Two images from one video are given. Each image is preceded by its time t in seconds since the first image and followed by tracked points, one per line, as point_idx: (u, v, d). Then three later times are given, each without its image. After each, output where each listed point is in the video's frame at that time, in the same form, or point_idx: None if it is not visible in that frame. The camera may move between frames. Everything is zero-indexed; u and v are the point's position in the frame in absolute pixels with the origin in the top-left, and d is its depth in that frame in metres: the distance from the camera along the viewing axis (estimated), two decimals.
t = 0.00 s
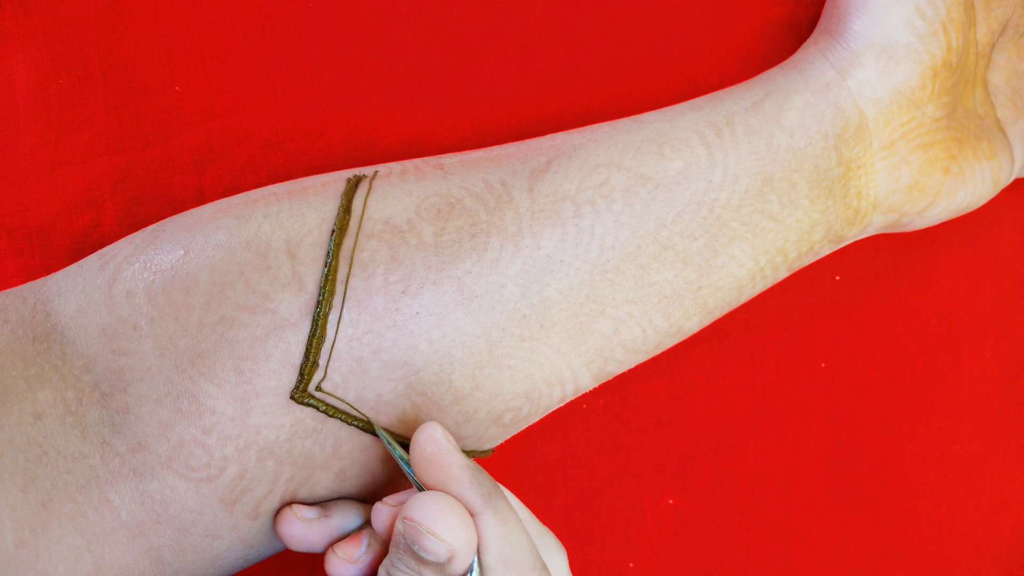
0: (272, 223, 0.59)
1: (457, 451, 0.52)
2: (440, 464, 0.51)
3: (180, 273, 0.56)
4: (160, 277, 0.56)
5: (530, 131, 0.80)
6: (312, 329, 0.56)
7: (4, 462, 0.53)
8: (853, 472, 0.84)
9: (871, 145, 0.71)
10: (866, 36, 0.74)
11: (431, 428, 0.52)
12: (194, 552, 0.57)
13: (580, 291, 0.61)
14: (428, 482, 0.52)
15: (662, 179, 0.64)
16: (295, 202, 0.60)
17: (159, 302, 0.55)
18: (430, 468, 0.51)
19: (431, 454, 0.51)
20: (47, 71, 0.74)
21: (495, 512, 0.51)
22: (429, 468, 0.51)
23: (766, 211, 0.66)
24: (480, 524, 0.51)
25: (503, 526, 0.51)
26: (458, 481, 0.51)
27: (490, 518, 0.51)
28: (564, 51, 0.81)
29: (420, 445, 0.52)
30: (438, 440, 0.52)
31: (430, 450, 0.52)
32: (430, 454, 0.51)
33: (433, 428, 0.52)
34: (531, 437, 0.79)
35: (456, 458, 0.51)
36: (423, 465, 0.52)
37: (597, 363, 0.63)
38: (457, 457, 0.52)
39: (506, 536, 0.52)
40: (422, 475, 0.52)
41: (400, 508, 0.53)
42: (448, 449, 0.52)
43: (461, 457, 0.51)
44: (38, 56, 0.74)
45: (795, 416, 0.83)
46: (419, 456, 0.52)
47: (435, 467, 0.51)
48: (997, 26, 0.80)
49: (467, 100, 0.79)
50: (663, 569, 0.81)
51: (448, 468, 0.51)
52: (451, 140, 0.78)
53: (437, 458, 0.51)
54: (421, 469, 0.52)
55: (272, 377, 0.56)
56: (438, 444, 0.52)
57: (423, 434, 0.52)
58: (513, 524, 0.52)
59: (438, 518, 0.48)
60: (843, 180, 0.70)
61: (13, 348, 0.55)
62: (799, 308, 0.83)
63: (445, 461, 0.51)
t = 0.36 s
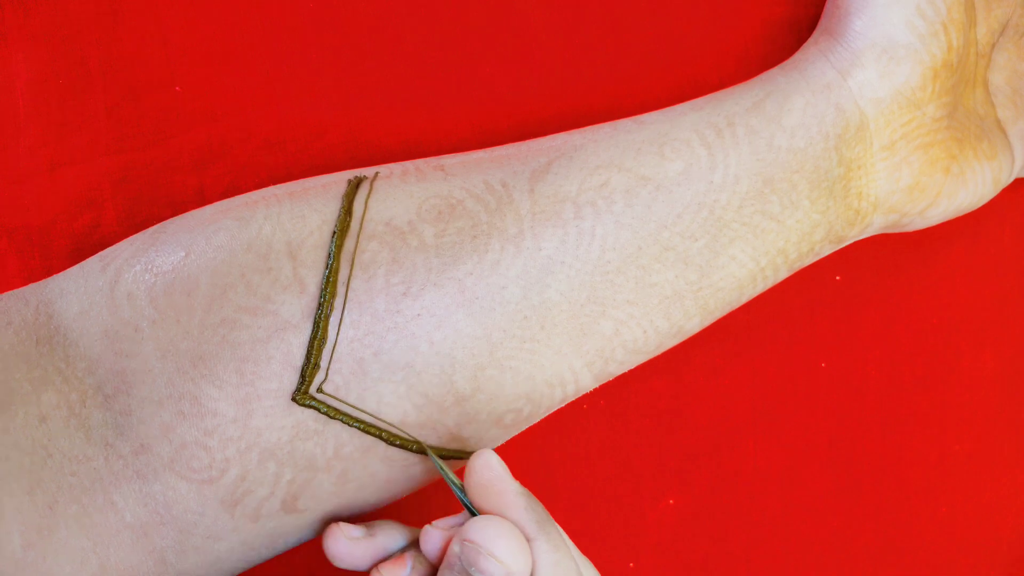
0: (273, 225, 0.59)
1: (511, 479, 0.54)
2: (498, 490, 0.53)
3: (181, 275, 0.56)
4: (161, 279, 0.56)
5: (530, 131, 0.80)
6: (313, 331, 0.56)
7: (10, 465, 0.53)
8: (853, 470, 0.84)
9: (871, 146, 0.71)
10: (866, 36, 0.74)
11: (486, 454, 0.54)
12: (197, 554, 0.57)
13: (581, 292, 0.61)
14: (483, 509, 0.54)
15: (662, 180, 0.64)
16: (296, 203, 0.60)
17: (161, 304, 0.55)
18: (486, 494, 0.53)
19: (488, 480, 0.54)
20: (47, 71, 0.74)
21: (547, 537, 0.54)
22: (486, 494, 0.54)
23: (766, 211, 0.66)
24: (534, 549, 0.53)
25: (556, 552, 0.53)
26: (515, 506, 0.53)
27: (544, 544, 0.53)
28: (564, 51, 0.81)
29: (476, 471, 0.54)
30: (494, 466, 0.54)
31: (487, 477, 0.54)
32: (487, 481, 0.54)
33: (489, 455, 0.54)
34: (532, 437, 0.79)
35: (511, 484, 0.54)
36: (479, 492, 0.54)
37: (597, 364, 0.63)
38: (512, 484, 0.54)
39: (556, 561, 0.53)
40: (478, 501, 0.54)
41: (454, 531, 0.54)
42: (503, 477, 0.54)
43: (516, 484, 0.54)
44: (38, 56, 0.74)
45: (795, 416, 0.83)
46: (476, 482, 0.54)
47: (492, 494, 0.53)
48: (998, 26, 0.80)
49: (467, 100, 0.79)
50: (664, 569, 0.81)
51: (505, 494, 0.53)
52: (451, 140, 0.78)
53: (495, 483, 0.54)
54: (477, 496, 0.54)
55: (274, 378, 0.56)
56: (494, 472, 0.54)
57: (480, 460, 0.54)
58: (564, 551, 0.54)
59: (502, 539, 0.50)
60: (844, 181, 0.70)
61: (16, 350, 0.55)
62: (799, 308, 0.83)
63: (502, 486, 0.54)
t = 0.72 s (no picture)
0: (273, 224, 0.59)
1: (559, 490, 0.59)
2: (546, 497, 0.58)
3: (181, 274, 0.56)
4: (161, 278, 0.56)
5: (529, 131, 0.80)
6: (313, 330, 0.56)
7: (10, 464, 0.53)
8: (853, 471, 0.84)
9: (872, 146, 0.71)
10: (866, 36, 0.74)
11: (536, 466, 0.60)
12: (196, 553, 0.57)
13: (581, 291, 0.61)
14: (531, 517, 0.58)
15: (663, 180, 0.64)
16: (296, 203, 0.60)
17: (160, 303, 0.55)
18: (535, 501, 0.58)
19: (538, 487, 0.58)
20: (47, 71, 0.74)
21: (593, 546, 0.57)
22: (535, 501, 0.58)
23: (767, 211, 0.66)
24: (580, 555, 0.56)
25: (601, 559, 0.57)
26: (563, 513, 0.57)
27: (590, 551, 0.56)
28: (564, 51, 0.81)
29: (527, 479, 0.59)
30: (544, 476, 0.59)
31: (538, 485, 0.59)
32: (537, 488, 0.58)
33: (539, 467, 0.60)
34: (532, 437, 0.79)
35: (559, 494, 0.58)
36: (529, 498, 0.58)
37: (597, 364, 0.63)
38: (559, 494, 0.59)
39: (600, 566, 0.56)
40: (527, 509, 0.58)
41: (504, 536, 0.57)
42: (552, 487, 0.59)
43: (563, 495, 0.59)
44: (38, 56, 0.74)
45: (795, 416, 0.83)
46: (526, 490, 0.59)
47: (541, 500, 0.58)
48: (998, 26, 0.80)
49: (467, 100, 0.79)
50: (663, 569, 0.81)
51: (553, 500, 0.58)
52: (451, 140, 0.78)
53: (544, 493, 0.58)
54: (526, 503, 0.58)
55: (273, 378, 0.56)
56: (544, 481, 0.59)
57: (531, 471, 0.59)
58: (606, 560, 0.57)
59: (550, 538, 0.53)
60: (844, 181, 0.70)
61: (16, 349, 0.55)
62: (799, 309, 0.83)
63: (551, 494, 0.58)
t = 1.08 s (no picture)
0: (273, 224, 0.59)
1: (588, 487, 0.65)
2: (578, 493, 0.63)
3: (181, 274, 0.56)
4: (161, 278, 0.56)
5: (529, 131, 0.79)
6: (313, 330, 0.56)
7: (9, 464, 0.53)
8: (853, 471, 0.84)
9: (872, 146, 0.71)
10: (866, 36, 0.74)
11: (568, 465, 0.65)
12: (196, 554, 0.57)
13: (581, 291, 0.61)
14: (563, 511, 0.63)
15: (663, 180, 0.64)
16: (296, 203, 0.60)
17: (160, 303, 0.55)
18: (568, 496, 0.63)
19: (571, 483, 0.64)
20: (47, 71, 0.74)
21: (621, 538, 0.63)
22: (568, 496, 0.63)
23: (767, 211, 0.66)
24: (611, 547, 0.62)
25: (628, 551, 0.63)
26: (594, 508, 0.63)
27: (619, 543, 0.63)
28: (564, 51, 0.81)
29: (560, 476, 0.64)
30: (574, 473, 0.64)
31: (569, 481, 0.64)
32: (569, 485, 0.64)
33: (570, 465, 0.65)
34: (534, 437, 0.79)
35: (589, 490, 0.64)
36: (562, 494, 0.63)
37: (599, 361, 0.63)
38: (589, 490, 0.64)
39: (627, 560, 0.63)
40: (559, 504, 0.63)
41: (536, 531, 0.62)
42: (582, 484, 0.64)
43: (592, 491, 0.64)
44: (38, 56, 0.74)
45: (795, 416, 0.83)
46: (558, 486, 0.64)
47: (574, 496, 0.63)
48: (998, 26, 0.80)
49: (467, 100, 0.79)
50: (663, 569, 0.81)
51: (584, 496, 0.63)
52: (450, 140, 0.78)
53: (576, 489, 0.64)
54: (559, 498, 0.63)
55: (273, 378, 0.56)
56: (574, 478, 0.64)
57: (562, 468, 0.65)
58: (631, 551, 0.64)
59: (584, 529, 0.58)
60: (844, 180, 0.70)
61: (16, 349, 0.55)
62: (799, 309, 0.83)
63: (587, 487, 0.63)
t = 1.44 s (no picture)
0: (273, 226, 0.59)
1: (621, 517, 0.66)
2: (612, 523, 0.64)
3: (181, 276, 0.56)
4: (161, 280, 0.56)
5: (529, 131, 0.79)
6: (313, 333, 0.56)
7: (10, 465, 0.53)
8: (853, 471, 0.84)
9: (872, 147, 0.71)
10: (867, 37, 0.74)
11: (601, 490, 0.66)
12: (197, 555, 0.57)
13: (580, 293, 0.61)
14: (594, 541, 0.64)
15: (663, 180, 0.64)
16: (296, 204, 0.60)
17: (161, 305, 0.55)
18: (600, 525, 0.64)
19: (605, 513, 0.64)
20: (46, 72, 0.74)
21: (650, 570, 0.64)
22: (600, 526, 0.64)
23: (767, 212, 0.66)
24: None
25: None
26: (626, 539, 0.64)
27: None
28: (564, 51, 0.81)
29: (592, 501, 0.65)
30: (607, 500, 0.66)
31: (603, 511, 0.65)
32: (603, 514, 0.64)
33: (603, 489, 0.66)
34: (535, 437, 0.79)
35: (622, 521, 0.65)
36: (594, 523, 0.64)
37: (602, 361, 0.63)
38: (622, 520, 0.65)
39: None
40: (590, 532, 0.64)
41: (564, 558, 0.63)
42: (615, 512, 0.65)
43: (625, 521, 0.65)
44: (37, 56, 0.74)
45: (795, 416, 0.83)
46: (590, 514, 0.65)
47: (607, 527, 0.64)
48: (998, 26, 0.79)
49: (467, 101, 0.79)
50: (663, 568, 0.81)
51: (617, 526, 0.64)
52: (451, 141, 0.78)
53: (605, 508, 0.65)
54: (592, 527, 0.64)
55: (273, 380, 0.56)
56: (609, 506, 0.65)
57: (595, 493, 0.66)
58: None
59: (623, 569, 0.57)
60: (844, 181, 0.70)
61: (15, 351, 0.55)
62: (799, 309, 0.83)
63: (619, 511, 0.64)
